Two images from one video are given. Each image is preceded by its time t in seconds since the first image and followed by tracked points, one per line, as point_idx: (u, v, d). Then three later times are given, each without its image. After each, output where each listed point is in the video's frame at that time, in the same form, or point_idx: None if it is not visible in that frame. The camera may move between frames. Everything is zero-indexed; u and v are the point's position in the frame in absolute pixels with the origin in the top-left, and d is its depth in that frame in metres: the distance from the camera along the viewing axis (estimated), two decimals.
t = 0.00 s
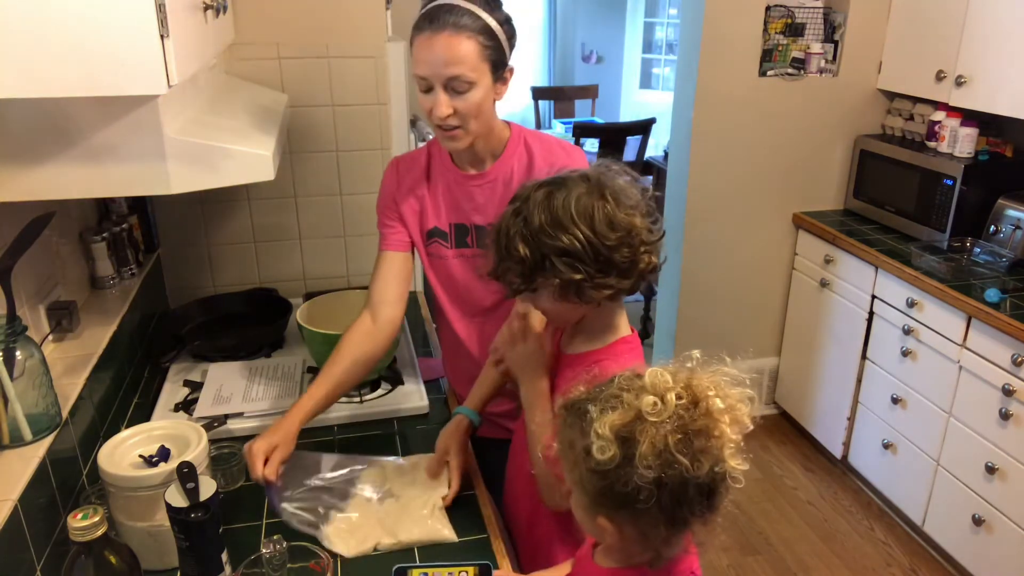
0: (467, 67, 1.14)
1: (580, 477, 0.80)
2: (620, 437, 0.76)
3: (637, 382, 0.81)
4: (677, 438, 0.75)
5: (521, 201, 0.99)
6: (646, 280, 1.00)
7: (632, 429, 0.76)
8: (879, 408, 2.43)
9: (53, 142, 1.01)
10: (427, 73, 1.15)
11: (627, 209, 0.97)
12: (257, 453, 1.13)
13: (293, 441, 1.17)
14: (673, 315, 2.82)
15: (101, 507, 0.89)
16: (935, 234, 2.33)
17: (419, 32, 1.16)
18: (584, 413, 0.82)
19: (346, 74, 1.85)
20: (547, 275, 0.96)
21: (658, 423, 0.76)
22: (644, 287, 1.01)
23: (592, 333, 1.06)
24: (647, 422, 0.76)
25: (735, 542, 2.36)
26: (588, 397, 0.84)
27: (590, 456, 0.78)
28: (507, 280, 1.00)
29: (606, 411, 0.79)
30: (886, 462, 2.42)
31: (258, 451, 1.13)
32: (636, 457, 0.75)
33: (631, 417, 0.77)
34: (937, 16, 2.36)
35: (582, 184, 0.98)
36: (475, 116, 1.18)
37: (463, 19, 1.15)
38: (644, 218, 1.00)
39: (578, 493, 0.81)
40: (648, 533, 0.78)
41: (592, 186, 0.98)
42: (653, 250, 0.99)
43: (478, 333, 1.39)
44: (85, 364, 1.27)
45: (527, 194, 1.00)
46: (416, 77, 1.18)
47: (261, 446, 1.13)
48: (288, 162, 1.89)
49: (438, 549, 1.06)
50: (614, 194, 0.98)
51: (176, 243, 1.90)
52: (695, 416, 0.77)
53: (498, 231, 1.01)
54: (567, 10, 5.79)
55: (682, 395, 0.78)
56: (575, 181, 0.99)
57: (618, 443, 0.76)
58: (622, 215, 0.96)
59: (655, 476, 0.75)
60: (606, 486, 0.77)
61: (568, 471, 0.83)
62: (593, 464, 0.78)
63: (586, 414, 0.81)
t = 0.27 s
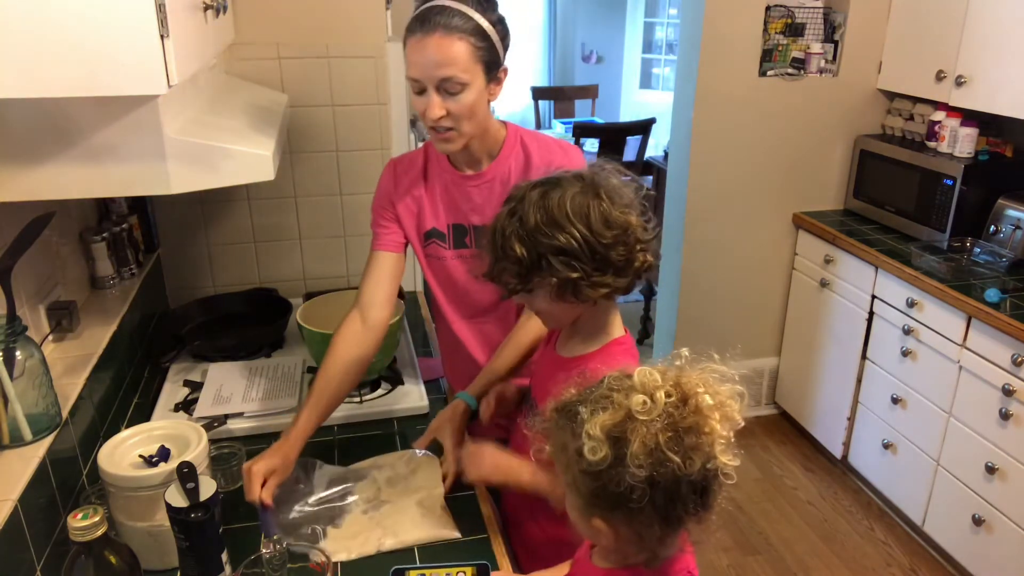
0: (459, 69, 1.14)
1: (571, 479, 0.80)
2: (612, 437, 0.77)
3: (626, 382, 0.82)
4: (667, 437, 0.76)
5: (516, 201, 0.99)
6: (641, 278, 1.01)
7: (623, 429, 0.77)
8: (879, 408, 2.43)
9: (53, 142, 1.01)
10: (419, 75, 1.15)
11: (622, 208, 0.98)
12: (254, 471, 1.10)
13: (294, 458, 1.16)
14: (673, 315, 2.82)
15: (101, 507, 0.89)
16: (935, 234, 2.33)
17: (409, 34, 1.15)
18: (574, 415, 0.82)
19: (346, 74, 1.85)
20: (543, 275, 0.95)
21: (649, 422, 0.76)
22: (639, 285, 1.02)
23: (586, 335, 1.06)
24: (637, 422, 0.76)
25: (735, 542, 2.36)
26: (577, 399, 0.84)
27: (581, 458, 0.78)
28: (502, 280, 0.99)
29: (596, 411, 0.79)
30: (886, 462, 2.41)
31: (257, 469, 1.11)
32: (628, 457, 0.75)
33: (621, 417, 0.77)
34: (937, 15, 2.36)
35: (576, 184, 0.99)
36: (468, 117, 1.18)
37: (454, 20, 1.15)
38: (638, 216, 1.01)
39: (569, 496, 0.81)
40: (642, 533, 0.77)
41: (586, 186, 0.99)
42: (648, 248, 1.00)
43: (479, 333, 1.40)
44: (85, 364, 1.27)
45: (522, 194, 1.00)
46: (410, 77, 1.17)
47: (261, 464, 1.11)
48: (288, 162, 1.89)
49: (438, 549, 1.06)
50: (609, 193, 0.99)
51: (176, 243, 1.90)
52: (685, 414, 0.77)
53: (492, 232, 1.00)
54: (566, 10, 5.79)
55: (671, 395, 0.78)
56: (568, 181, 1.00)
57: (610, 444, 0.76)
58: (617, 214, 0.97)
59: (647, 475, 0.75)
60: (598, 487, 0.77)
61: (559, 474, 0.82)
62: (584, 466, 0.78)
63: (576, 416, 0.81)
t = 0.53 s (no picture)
0: (454, 70, 1.14)
1: (566, 478, 0.80)
2: (605, 435, 0.77)
3: (618, 380, 0.82)
4: (659, 433, 0.76)
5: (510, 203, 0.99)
6: (638, 278, 1.01)
7: (616, 427, 0.77)
8: (879, 408, 2.43)
9: (53, 142, 1.01)
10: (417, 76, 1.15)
11: (617, 208, 0.98)
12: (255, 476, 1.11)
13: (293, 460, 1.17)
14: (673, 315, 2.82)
15: (101, 507, 0.89)
16: (935, 234, 2.33)
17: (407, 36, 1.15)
18: (567, 414, 0.82)
19: (346, 74, 1.85)
20: (539, 277, 0.95)
21: (640, 419, 0.77)
22: (637, 285, 1.02)
23: (583, 337, 1.05)
24: (629, 419, 0.77)
25: (735, 542, 2.36)
26: (569, 399, 0.84)
27: (575, 457, 0.78)
28: (498, 283, 0.99)
29: (588, 410, 0.80)
30: (886, 462, 2.41)
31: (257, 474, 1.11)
32: (621, 454, 0.75)
33: (613, 415, 0.78)
34: (937, 15, 2.36)
35: (570, 186, 0.99)
36: (466, 118, 1.18)
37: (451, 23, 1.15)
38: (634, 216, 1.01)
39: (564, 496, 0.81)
40: (637, 530, 0.77)
41: (580, 188, 0.99)
42: (644, 248, 1.00)
43: (479, 334, 1.39)
44: (85, 364, 1.27)
45: (515, 197, 1.00)
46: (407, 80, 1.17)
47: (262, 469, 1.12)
48: (287, 162, 1.89)
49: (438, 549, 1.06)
50: (604, 194, 0.99)
51: (176, 243, 1.90)
52: (676, 410, 0.78)
53: (487, 235, 1.00)
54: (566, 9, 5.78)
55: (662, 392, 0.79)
56: (561, 183, 1.00)
57: (603, 442, 0.77)
58: (612, 215, 0.97)
59: (640, 472, 0.75)
60: (592, 485, 0.77)
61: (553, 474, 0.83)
62: (578, 464, 0.78)
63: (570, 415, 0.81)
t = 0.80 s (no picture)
0: (452, 71, 1.14)
1: (559, 475, 0.80)
2: (598, 432, 0.77)
3: (612, 378, 0.82)
4: (652, 429, 0.76)
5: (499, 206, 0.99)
6: (628, 280, 1.01)
7: (610, 424, 0.77)
8: (879, 407, 2.43)
9: (53, 142, 1.01)
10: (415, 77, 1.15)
11: (605, 211, 0.98)
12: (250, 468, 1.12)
13: (287, 453, 1.18)
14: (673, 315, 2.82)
15: (101, 508, 0.89)
16: (935, 234, 2.33)
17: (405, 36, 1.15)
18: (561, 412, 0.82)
19: (346, 74, 1.85)
20: (529, 280, 0.95)
21: (635, 416, 0.77)
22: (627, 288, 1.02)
23: (575, 340, 1.06)
24: (623, 416, 0.77)
25: (735, 542, 2.36)
26: (563, 397, 0.84)
27: (569, 454, 0.78)
28: (487, 288, 0.99)
29: (583, 407, 0.79)
30: (886, 462, 2.41)
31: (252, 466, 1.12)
32: (614, 451, 0.75)
33: (607, 412, 0.77)
34: (937, 15, 2.36)
35: (559, 189, 0.98)
36: (464, 119, 1.18)
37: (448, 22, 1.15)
38: (623, 218, 1.01)
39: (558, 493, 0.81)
40: (631, 526, 0.78)
41: (569, 191, 0.98)
42: (633, 251, 1.00)
43: (478, 335, 1.39)
44: (85, 364, 1.27)
45: (504, 200, 1.00)
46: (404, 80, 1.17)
47: (258, 461, 1.13)
48: (288, 162, 1.89)
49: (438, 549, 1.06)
50: (593, 198, 0.99)
51: (176, 243, 1.90)
52: (670, 407, 0.78)
53: (475, 239, 1.00)
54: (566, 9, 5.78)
55: (655, 389, 0.79)
56: (550, 185, 1.00)
57: (596, 438, 0.76)
58: (601, 218, 0.96)
59: (634, 468, 0.75)
60: (586, 482, 0.77)
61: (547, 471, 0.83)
62: (572, 461, 0.78)
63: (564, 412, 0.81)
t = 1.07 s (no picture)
0: (443, 77, 1.14)
1: (554, 473, 0.80)
2: (591, 430, 0.77)
3: (606, 376, 0.81)
4: (645, 427, 0.76)
5: (486, 210, 0.99)
6: (616, 279, 1.01)
7: (603, 422, 0.77)
8: (879, 407, 2.43)
9: (53, 142, 1.01)
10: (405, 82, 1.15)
11: (592, 213, 0.98)
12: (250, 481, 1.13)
13: (290, 463, 1.18)
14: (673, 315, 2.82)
15: (101, 507, 0.89)
16: (935, 234, 2.33)
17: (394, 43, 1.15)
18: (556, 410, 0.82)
19: (346, 74, 1.85)
20: (518, 283, 0.95)
21: (628, 413, 0.76)
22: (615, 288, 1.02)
23: (566, 339, 1.07)
24: (616, 414, 0.76)
25: (735, 542, 2.36)
26: (557, 395, 0.84)
27: (563, 452, 0.78)
28: (476, 293, 0.99)
29: (576, 405, 0.80)
30: (886, 461, 2.41)
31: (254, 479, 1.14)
32: (607, 449, 0.76)
33: (600, 410, 0.77)
34: (937, 15, 2.36)
35: (546, 192, 0.98)
36: (455, 124, 1.18)
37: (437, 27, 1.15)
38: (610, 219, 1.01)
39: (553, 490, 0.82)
40: (626, 524, 0.78)
41: (557, 193, 0.98)
42: (620, 251, 1.00)
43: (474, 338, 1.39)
44: (85, 364, 1.27)
45: (492, 203, 1.00)
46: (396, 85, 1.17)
47: (258, 474, 1.14)
48: (288, 162, 1.89)
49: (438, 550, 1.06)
50: (580, 199, 0.99)
51: (176, 243, 1.90)
52: (663, 404, 0.77)
53: (463, 244, 1.00)
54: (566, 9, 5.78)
55: (648, 386, 0.78)
56: (538, 187, 0.99)
57: (589, 437, 0.77)
58: (588, 220, 0.96)
59: (627, 466, 0.76)
60: (580, 479, 0.78)
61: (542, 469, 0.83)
62: (566, 459, 0.78)
63: (559, 411, 0.82)
